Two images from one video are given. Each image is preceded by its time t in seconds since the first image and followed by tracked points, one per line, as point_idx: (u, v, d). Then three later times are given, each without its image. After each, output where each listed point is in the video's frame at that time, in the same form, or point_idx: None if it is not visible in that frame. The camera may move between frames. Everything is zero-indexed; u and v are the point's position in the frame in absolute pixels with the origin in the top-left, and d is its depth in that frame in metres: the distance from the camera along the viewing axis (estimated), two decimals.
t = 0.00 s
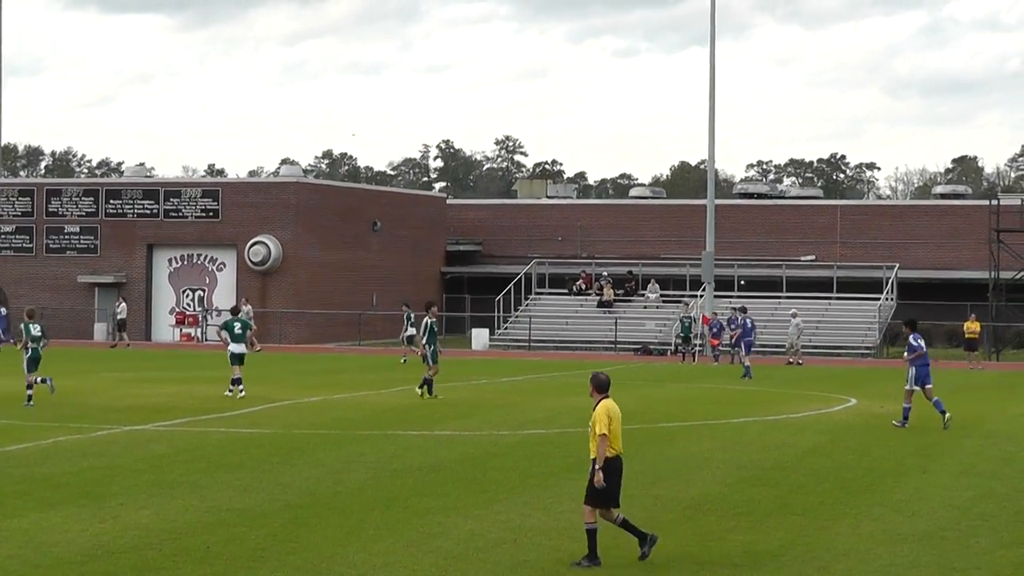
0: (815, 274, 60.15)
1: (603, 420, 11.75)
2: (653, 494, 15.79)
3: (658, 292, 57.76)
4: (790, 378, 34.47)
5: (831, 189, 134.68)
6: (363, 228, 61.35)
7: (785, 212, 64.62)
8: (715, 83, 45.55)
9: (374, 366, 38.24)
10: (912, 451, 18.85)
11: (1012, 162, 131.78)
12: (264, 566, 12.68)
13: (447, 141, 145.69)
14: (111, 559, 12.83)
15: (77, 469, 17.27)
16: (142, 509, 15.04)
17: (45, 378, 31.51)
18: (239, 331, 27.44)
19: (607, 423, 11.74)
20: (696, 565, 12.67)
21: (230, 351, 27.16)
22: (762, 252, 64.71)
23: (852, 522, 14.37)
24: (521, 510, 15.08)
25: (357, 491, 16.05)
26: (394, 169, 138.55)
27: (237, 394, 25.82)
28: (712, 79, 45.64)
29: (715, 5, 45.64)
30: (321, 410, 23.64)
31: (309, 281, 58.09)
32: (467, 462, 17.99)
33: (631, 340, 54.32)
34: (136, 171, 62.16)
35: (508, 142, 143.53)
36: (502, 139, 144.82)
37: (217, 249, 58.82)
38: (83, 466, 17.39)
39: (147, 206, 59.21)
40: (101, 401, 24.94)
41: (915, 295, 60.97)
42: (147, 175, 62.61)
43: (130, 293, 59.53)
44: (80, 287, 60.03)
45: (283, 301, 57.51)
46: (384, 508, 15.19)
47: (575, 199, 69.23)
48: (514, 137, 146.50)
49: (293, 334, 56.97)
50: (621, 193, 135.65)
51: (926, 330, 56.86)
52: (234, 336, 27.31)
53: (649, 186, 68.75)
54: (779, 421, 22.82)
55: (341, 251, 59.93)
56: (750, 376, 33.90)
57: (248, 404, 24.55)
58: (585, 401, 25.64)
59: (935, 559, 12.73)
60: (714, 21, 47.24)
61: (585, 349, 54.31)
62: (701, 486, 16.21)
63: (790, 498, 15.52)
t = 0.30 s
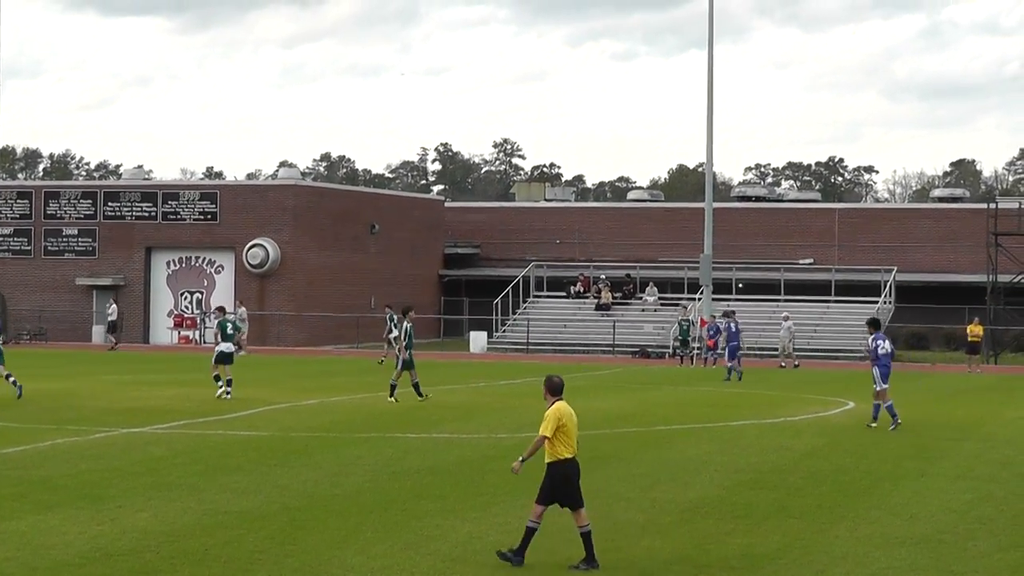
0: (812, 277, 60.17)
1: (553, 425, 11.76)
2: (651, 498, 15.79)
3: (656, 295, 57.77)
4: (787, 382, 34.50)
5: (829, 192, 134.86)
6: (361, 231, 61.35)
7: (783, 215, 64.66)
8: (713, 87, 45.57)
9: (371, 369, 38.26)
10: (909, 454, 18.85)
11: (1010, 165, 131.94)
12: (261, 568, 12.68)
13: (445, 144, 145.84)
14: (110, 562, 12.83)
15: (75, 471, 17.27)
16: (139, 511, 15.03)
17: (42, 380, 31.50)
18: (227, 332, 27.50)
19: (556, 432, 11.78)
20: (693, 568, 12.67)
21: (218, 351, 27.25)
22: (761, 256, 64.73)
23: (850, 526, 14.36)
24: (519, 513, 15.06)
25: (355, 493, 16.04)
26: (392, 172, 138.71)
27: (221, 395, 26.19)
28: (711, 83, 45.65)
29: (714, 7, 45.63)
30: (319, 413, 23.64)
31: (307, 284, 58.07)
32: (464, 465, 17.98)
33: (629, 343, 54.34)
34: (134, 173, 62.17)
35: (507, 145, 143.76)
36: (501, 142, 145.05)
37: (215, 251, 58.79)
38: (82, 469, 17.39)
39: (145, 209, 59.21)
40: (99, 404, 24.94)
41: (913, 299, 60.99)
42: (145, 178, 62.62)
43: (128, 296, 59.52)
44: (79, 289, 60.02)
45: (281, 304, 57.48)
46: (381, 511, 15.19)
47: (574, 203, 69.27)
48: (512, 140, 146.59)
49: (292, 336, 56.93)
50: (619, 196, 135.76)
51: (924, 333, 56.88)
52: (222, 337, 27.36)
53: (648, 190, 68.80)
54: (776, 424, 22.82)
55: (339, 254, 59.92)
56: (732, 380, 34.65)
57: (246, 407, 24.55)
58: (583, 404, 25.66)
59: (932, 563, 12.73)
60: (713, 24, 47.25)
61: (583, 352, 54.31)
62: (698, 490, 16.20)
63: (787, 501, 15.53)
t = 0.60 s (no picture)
0: (811, 279, 60.19)
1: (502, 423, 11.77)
2: (649, 501, 15.77)
3: (654, 298, 57.78)
4: (785, 384, 34.49)
5: (827, 194, 134.86)
6: (359, 234, 61.33)
7: (781, 217, 64.68)
8: (712, 89, 45.55)
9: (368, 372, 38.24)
10: (910, 456, 18.84)
11: (1008, 167, 132.03)
12: (259, 570, 12.67)
13: (444, 147, 145.97)
14: (109, 565, 12.83)
15: (73, 474, 17.25)
16: (138, 514, 15.03)
17: (41, 384, 31.47)
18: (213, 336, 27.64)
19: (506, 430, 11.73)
20: (692, 569, 12.68)
21: (204, 355, 27.33)
22: (759, 258, 64.73)
23: (849, 528, 14.34)
24: (517, 515, 15.06)
25: (354, 496, 16.04)
26: (390, 175, 138.72)
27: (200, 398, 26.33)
28: (710, 85, 45.66)
29: (714, 10, 45.64)
30: (318, 416, 23.65)
31: (305, 287, 58.06)
32: (463, 467, 17.98)
33: (627, 345, 54.32)
34: (132, 176, 62.19)
35: (505, 148, 143.84)
36: (499, 144, 145.12)
37: (213, 254, 58.80)
38: (81, 472, 17.39)
39: (143, 212, 59.22)
40: (98, 407, 24.95)
41: (912, 301, 60.98)
42: (143, 180, 62.61)
43: (126, 298, 59.52)
44: (77, 292, 60.00)
45: (279, 307, 57.44)
46: (381, 513, 15.19)
47: (572, 205, 69.27)
48: (510, 143, 146.70)
49: (290, 339, 56.93)
50: (617, 199, 135.82)
51: (922, 335, 56.88)
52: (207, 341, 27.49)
53: (646, 192, 68.80)
54: (774, 426, 22.83)
55: (337, 257, 59.93)
56: (717, 380, 36.11)
57: (245, 410, 24.55)
58: (582, 407, 25.66)
59: (930, 565, 12.71)
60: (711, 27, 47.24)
61: (581, 355, 54.30)
62: (696, 492, 16.20)
63: (786, 503, 15.53)
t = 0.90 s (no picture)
0: (809, 281, 60.21)
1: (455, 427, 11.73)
2: (647, 503, 15.76)
3: (652, 300, 57.80)
4: (782, 386, 34.47)
5: (825, 196, 134.92)
6: (357, 236, 61.33)
7: (779, 220, 64.70)
8: (708, 91, 45.56)
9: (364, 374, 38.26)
10: (907, 457, 18.85)
11: (1005, 169, 132.19)
12: (257, 572, 12.68)
13: (441, 149, 146.04)
14: (108, 566, 12.81)
15: (71, 476, 17.26)
16: (135, 517, 15.02)
17: (38, 386, 31.48)
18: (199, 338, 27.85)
19: (459, 432, 11.50)
20: (688, 571, 12.67)
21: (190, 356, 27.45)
22: (757, 260, 64.75)
23: (846, 530, 14.33)
24: (514, 518, 15.04)
25: (352, 498, 16.03)
26: (388, 177, 138.71)
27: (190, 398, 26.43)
28: (706, 87, 45.67)
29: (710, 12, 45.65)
30: (315, 418, 23.65)
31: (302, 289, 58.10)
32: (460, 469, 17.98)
33: (625, 347, 54.33)
34: (130, 178, 62.20)
35: (502, 150, 143.90)
36: (497, 146, 145.17)
37: (211, 256, 58.81)
38: (79, 474, 17.39)
39: (141, 214, 59.24)
40: (95, 409, 24.94)
41: (910, 302, 60.96)
42: (141, 183, 62.61)
43: (124, 300, 59.50)
44: (75, 294, 59.98)
45: (277, 309, 57.43)
46: (379, 515, 15.18)
47: (570, 207, 69.29)
48: (508, 145, 146.74)
49: (288, 342, 56.92)
50: (615, 201, 135.83)
51: (920, 337, 56.89)
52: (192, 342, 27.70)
53: (644, 194, 68.81)
54: (771, 428, 22.85)
55: (335, 259, 59.93)
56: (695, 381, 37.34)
57: (241, 412, 24.56)
58: (578, 409, 25.66)
59: (928, 567, 12.71)
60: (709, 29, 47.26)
61: (579, 357, 54.29)
62: (694, 495, 16.19)
63: (783, 505, 15.53)
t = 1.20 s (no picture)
0: (807, 284, 60.22)
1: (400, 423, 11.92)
2: (646, 505, 15.76)
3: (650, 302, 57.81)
4: (781, 388, 34.46)
5: (824, 199, 134.95)
6: (355, 237, 61.33)
7: (778, 222, 64.72)
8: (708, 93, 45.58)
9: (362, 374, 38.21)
10: (905, 461, 18.84)
11: (1005, 172, 132.26)
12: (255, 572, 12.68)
13: (440, 150, 146.01)
14: (106, 567, 12.80)
15: (69, 477, 17.24)
16: (134, 517, 15.01)
17: (36, 386, 31.44)
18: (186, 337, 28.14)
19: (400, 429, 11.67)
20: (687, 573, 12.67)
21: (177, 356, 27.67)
22: (756, 262, 64.76)
23: (845, 533, 14.33)
24: (513, 520, 15.03)
25: (351, 500, 16.03)
26: (387, 178, 138.70)
27: (181, 399, 26.52)
28: (705, 90, 45.68)
29: (709, 14, 45.61)
30: (314, 419, 23.65)
31: (300, 290, 58.08)
32: (459, 471, 17.98)
33: (623, 349, 54.32)
34: (129, 179, 62.19)
35: (501, 151, 143.88)
36: (496, 148, 145.17)
37: (210, 257, 58.81)
38: (77, 475, 17.38)
39: (140, 214, 59.25)
40: (94, 410, 24.92)
41: (909, 305, 60.95)
42: (140, 183, 62.59)
43: (123, 301, 59.48)
44: (74, 295, 59.96)
45: (276, 310, 57.42)
46: (377, 516, 15.18)
47: (569, 209, 69.28)
48: (507, 146, 146.78)
49: (286, 343, 56.91)
50: (614, 203, 135.83)
51: (919, 340, 56.87)
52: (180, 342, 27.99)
53: (643, 196, 68.78)
54: (770, 430, 22.85)
55: (334, 260, 59.93)
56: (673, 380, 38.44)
57: (240, 413, 24.55)
58: (576, 411, 25.67)
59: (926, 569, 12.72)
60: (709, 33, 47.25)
61: (577, 359, 54.28)
62: (693, 496, 16.20)
63: (782, 508, 15.53)
